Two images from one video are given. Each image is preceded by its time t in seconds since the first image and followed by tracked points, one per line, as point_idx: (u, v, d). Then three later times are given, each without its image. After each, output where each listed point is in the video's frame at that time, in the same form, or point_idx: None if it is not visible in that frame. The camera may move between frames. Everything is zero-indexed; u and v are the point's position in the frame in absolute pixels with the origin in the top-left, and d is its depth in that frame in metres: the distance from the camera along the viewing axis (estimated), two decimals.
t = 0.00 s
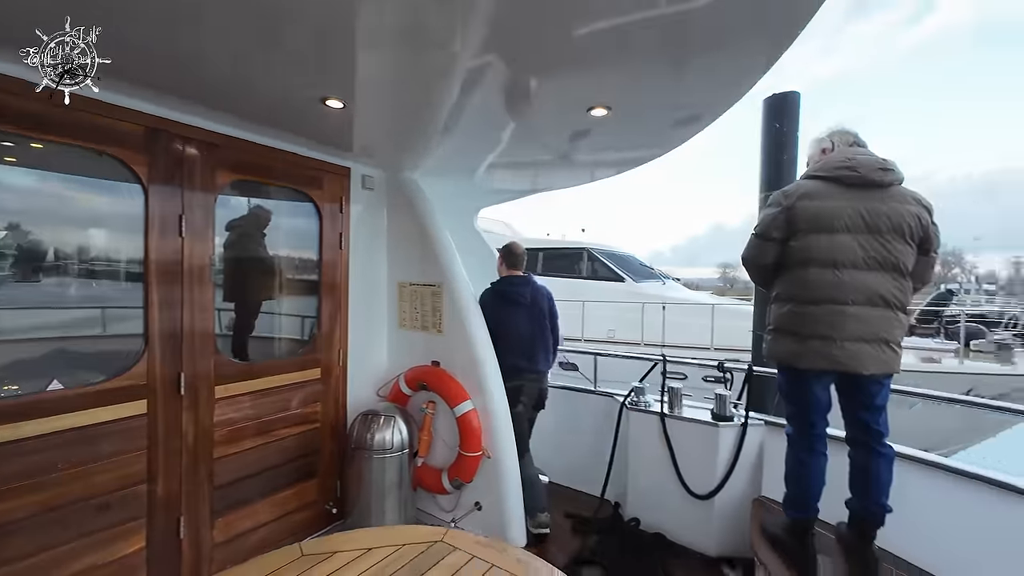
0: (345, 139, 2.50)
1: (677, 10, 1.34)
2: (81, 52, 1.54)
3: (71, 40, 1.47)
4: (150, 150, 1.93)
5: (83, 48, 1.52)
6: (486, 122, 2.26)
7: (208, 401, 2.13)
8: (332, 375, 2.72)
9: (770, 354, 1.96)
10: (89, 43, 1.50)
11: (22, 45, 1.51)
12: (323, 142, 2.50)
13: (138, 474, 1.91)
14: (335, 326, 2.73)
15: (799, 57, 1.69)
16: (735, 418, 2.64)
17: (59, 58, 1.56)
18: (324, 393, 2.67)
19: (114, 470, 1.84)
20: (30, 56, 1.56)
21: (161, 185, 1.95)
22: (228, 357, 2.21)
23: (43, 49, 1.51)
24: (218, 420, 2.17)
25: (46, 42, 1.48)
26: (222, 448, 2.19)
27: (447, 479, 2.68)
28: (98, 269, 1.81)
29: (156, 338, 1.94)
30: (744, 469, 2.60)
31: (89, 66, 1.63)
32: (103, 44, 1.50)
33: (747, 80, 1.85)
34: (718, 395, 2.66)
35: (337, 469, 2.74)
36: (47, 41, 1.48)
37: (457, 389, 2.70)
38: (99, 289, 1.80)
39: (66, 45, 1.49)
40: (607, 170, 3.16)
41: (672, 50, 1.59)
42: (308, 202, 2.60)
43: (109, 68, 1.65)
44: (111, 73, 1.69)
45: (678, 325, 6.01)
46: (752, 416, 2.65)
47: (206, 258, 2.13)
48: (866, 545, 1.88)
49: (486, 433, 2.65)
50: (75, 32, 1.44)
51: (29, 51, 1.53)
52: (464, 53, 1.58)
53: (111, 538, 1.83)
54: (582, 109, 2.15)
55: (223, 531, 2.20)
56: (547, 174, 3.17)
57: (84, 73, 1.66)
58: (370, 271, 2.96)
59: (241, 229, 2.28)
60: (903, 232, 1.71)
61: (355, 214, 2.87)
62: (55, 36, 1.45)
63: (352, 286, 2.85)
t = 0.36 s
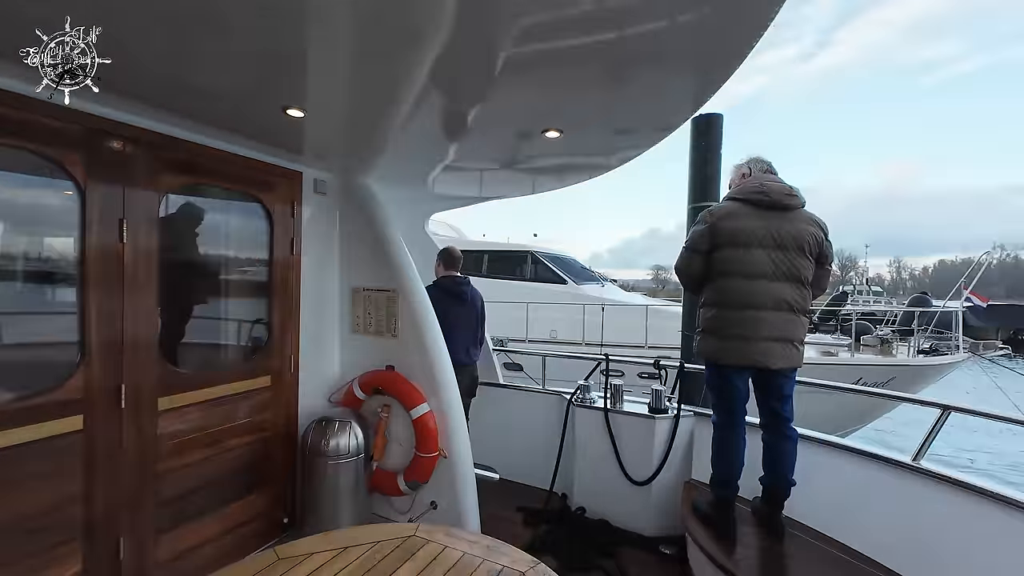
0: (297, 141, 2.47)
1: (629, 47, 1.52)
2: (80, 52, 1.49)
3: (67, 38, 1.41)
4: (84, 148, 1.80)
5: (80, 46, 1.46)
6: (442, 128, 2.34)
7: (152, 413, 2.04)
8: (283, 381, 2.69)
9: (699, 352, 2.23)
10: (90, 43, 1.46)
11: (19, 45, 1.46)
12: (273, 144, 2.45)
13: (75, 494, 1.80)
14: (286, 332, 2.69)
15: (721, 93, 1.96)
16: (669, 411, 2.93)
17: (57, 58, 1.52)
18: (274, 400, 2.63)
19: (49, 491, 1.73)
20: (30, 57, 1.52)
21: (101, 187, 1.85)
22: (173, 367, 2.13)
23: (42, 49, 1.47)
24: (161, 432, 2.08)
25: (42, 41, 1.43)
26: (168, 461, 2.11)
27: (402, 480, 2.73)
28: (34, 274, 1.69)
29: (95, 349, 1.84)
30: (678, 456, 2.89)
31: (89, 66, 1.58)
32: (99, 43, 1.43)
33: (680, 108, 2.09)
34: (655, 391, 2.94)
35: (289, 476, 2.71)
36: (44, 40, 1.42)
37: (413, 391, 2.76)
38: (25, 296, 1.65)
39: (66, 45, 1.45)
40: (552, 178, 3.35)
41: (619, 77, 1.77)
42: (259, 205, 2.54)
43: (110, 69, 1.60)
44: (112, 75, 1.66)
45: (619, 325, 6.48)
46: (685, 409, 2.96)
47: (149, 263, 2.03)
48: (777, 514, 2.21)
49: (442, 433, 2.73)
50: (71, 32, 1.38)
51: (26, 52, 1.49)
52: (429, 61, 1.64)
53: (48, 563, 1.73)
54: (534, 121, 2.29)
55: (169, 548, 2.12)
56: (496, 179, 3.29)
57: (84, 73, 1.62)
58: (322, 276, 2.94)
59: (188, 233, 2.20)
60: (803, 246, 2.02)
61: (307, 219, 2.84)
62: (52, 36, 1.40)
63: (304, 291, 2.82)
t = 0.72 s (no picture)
0: (273, 140, 2.41)
1: (616, 65, 1.65)
2: (80, 52, 1.49)
3: (68, 39, 1.41)
4: (49, 142, 1.70)
5: (80, 47, 1.46)
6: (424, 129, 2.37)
7: (120, 422, 1.93)
8: (257, 388, 2.61)
9: (670, 349, 2.38)
10: (89, 43, 1.45)
11: (21, 46, 1.46)
12: (247, 141, 2.37)
13: (37, 512, 1.68)
14: (260, 335, 2.61)
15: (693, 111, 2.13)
16: (638, 405, 3.10)
17: (57, 58, 1.51)
18: (247, 406, 2.54)
19: (10, 508, 1.61)
20: (31, 57, 1.52)
21: (66, 183, 1.74)
22: (143, 374, 2.02)
23: (43, 49, 1.47)
24: (130, 443, 1.97)
25: (45, 42, 1.44)
26: (137, 473, 2.00)
27: (381, 483, 2.72)
28: None
29: (59, 356, 1.73)
30: (646, 447, 3.07)
31: (90, 67, 1.58)
32: (102, 43, 1.43)
33: (653, 123, 2.25)
34: (625, 387, 3.11)
35: (262, 486, 2.63)
36: (44, 40, 1.42)
37: (393, 393, 2.75)
38: None
39: (66, 45, 1.44)
40: (523, 181, 3.43)
41: (601, 89, 1.87)
42: (232, 205, 2.46)
43: (108, 69, 1.60)
44: (111, 75, 1.65)
45: (578, 325, 6.70)
46: (653, 403, 3.15)
47: (117, 264, 1.92)
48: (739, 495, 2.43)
49: (422, 434, 2.75)
50: (71, 32, 1.38)
51: (27, 52, 1.49)
52: (423, 67, 1.69)
53: None
54: (515, 128, 2.38)
55: (138, 565, 2.01)
56: (469, 181, 3.34)
57: (84, 73, 1.62)
58: (296, 278, 2.88)
59: (160, 232, 2.10)
60: (763, 251, 2.23)
61: (280, 219, 2.77)
62: (52, 36, 1.40)
63: (277, 293, 2.74)
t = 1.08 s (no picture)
0: (270, 146, 2.41)
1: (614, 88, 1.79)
2: (80, 52, 1.43)
3: (68, 39, 1.36)
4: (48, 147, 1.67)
5: (80, 46, 1.41)
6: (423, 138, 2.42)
7: (119, 432, 1.89)
8: (250, 394, 2.57)
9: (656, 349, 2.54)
10: (89, 43, 1.39)
11: (18, 46, 1.41)
12: (242, 147, 2.35)
13: (36, 528, 1.64)
14: (253, 342, 2.59)
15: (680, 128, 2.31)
16: (622, 402, 3.26)
17: (57, 58, 1.45)
18: (241, 413, 2.52)
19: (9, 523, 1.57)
20: (30, 57, 1.46)
21: (66, 189, 1.71)
22: (140, 383, 1.99)
23: (42, 49, 1.42)
24: (129, 453, 1.93)
25: (44, 42, 1.39)
26: (134, 484, 1.96)
27: (378, 486, 2.75)
28: None
29: (59, 366, 1.69)
30: (630, 442, 3.23)
31: (90, 67, 1.52)
32: (101, 43, 1.37)
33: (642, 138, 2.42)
34: (610, 385, 3.26)
35: (254, 494, 2.60)
36: (44, 40, 1.37)
37: (389, 397, 2.79)
38: None
39: (65, 45, 1.38)
40: (509, 187, 3.53)
41: (598, 107, 2.01)
42: (226, 209, 2.44)
43: (109, 69, 1.54)
44: (113, 76, 1.60)
45: (553, 326, 6.87)
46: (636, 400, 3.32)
47: (116, 271, 1.89)
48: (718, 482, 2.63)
49: (418, 436, 2.80)
50: (71, 32, 1.33)
51: (26, 52, 1.44)
52: (434, 84, 1.77)
53: None
54: (511, 139, 2.48)
55: None
56: (458, 187, 3.41)
57: (84, 73, 1.56)
58: (287, 283, 2.87)
59: (155, 239, 2.07)
60: (742, 257, 2.44)
61: (272, 223, 2.75)
62: (52, 36, 1.35)
63: (270, 298, 2.73)
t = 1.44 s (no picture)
0: (272, 159, 2.51)
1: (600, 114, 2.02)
2: (79, 52, 1.38)
3: (67, 39, 1.31)
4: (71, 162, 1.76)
5: (79, 46, 1.36)
6: (418, 148, 2.55)
7: (135, 434, 1.97)
8: (251, 397, 2.66)
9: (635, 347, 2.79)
10: (89, 43, 1.34)
11: (18, 46, 1.36)
12: (245, 159, 2.45)
13: (61, 529, 1.71)
14: (254, 347, 2.68)
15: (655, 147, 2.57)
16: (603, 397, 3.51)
17: (57, 59, 1.41)
18: (243, 416, 2.61)
19: (37, 523, 1.64)
20: (30, 57, 1.42)
21: (88, 202, 1.81)
22: (153, 387, 2.08)
23: (43, 49, 1.37)
24: (144, 455, 2.01)
25: (44, 42, 1.34)
26: (148, 486, 2.04)
27: (376, 483, 2.88)
28: None
29: (82, 372, 1.77)
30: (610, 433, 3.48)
31: (89, 67, 1.47)
32: (101, 43, 1.33)
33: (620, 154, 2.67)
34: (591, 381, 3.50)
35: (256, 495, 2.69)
36: (44, 40, 1.33)
37: (386, 397, 2.93)
38: None
39: (64, 45, 1.34)
40: (494, 196, 3.73)
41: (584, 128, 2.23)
42: (227, 218, 2.54)
43: (109, 69, 1.49)
44: (113, 77, 1.55)
45: (530, 328, 7.09)
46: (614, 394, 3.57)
47: (132, 280, 1.98)
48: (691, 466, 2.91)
49: (414, 433, 2.95)
50: (71, 32, 1.28)
51: (26, 52, 1.39)
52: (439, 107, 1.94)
53: None
54: (501, 154, 2.68)
55: None
56: (446, 196, 3.58)
57: (83, 73, 1.51)
58: (285, 289, 2.97)
59: (165, 248, 2.17)
60: (710, 262, 2.72)
61: (270, 232, 2.85)
62: (53, 36, 1.31)
63: (269, 304, 2.82)
